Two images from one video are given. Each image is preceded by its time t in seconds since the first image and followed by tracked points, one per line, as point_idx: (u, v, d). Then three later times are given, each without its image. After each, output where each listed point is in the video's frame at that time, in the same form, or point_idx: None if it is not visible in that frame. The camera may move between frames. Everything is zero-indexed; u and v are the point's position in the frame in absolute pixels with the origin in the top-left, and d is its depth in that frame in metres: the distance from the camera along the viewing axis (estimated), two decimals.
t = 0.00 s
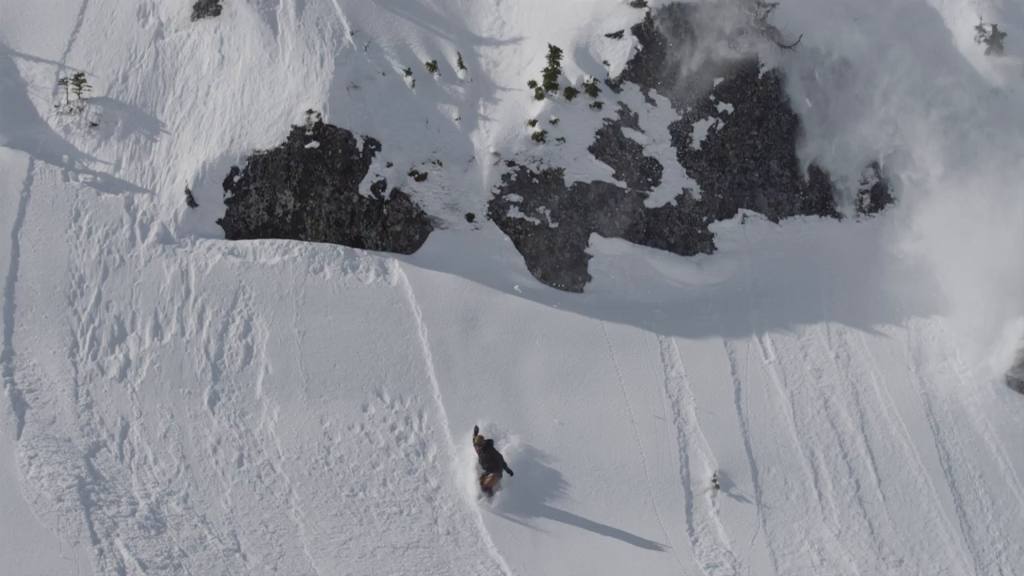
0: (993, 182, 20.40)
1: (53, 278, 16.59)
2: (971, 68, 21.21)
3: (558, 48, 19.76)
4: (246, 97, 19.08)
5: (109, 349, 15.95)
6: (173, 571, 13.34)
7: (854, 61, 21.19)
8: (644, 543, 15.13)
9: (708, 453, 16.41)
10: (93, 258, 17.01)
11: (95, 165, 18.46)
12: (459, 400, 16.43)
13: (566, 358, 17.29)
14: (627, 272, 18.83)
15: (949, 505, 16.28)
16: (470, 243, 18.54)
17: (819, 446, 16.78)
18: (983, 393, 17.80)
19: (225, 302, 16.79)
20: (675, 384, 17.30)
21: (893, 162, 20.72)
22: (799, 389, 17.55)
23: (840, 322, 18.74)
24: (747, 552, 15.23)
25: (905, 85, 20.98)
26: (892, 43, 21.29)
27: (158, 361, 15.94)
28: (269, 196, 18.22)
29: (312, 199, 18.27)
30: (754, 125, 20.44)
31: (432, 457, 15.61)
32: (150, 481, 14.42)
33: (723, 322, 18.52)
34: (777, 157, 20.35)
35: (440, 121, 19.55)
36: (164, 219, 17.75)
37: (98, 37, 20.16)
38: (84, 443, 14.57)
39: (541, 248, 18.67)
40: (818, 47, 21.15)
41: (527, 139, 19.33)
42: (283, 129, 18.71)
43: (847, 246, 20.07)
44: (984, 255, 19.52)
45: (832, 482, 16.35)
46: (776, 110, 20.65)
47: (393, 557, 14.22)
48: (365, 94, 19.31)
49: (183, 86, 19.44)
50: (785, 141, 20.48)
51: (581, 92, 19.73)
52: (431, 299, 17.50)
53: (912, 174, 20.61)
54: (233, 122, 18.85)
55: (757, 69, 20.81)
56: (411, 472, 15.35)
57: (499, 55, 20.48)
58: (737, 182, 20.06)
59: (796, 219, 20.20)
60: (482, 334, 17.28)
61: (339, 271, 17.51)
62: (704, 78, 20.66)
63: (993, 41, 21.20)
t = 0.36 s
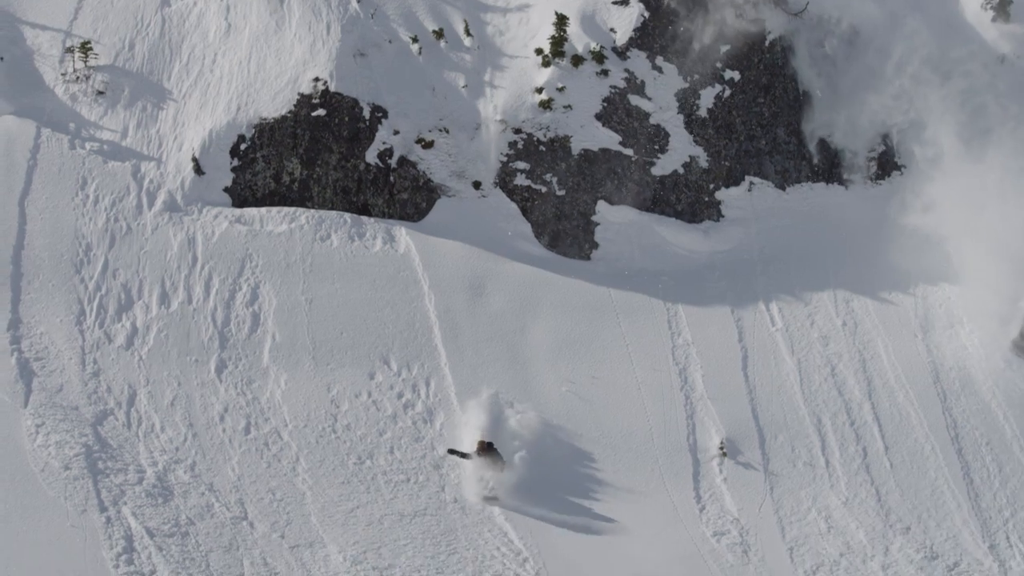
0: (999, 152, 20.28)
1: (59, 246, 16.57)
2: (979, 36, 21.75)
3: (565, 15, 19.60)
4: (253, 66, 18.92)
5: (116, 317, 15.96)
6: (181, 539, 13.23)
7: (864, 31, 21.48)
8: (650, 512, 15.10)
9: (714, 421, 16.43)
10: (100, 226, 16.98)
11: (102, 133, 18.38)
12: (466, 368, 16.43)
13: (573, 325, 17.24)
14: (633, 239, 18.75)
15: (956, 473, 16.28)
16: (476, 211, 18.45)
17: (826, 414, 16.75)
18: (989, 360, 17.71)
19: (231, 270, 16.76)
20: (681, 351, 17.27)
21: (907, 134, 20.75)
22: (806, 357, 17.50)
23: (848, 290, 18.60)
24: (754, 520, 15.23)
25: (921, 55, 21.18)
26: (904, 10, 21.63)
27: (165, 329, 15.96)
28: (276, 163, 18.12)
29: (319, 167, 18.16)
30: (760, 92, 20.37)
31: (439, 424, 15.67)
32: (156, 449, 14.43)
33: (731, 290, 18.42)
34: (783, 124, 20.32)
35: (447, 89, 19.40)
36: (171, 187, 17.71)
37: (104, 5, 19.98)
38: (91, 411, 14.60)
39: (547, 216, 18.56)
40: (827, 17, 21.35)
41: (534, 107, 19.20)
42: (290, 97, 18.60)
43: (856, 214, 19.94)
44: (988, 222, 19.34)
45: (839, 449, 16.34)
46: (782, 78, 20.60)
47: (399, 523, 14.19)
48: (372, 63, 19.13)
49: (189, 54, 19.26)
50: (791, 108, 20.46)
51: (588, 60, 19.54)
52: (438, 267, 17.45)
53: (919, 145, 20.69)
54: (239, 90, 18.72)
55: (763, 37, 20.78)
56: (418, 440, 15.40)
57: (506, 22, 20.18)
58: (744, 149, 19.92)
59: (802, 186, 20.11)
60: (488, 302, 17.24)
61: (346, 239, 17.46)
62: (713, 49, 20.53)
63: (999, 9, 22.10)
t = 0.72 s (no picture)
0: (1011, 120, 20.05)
1: (65, 214, 16.56)
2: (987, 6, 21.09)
3: None
4: (259, 34, 18.72)
5: (121, 285, 15.96)
6: (187, 506, 13.40)
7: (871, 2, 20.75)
8: (655, 480, 15.20)
9: (720, 388, 16.44)
10: (106, 194, 16.96)
11: (108, 101, 18.30)
12: (472, 335, 16.44)
13: (579, 293, 17.21)
14: (639, 206, 18.68)
15: (962, 440, 16.28)
16: (481, 178, 18.35)
17: (832, 381, 16.73)
18: (995, 328, 17.62)
19: (237, 238, 16.74)
20: (688, 319, 17.24)
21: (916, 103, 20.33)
22: (813, 324, 17.44)
23: (853, 258, 18.50)
24: (760, 487, 15.32)
25: (933, 26, 20.56)
26: None
27: (171, 297, 15.96)
28: (282, 131, 18.01)
29: (325, 135, 18.06)
30: (766, 60, 19.95)
31: (445, 391, 15.71)
32: (163, 417, 14.52)
33: (737, 257, 18.35)
34: (790, 92, 19.94)
35: (453, 57, 19.15)
36: (177, 155, 17.66)
37: None
38: (98, 379, 14.66)
39: (554, 183, 18.48)
40: None
41: (540, 75, 18.96)
42: (296, 65, 18.42)
43: (865, 179, 19.77)
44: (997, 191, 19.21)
45: (845, 416, 16.35)
46: (788, 44, 20.11)
47: (405, 491, 14.30)
48: (377, 30, 18.86)
49: (195, 21, 19.07)
50: (798, 75, 20.05)
51: (594, 27, 19.27)
52: (444, 235, 17.41)
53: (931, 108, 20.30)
54: (245, 58, 18.54)
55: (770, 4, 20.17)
56: (424, 408, 15.44)
57: None
58: (750, 117, 19.68)
59: (807, 153, 19.88)
60: (495, 269, 17.21)
61: (351, 207, 17.41)
62: (721, 17, 19.99)
63: None
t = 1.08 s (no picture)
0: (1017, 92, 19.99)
1: (69, 182, 16.54)
2: None
3: None
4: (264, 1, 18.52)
5: (125, 253, 15.97)
6: (190, 474, 13.49)
7: None
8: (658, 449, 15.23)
9: (724, 355, 16.46)
10: (109, 162, 16.93)
11: (111, 69, 18.21)
12: (476, 303, 16.45)
13: (583, 260, 17.20)
14: (644, 173, 18.55)
15: (966, 408, 16.29)
16: (484, 145, 18.21)
17: (836, 349, 16.73)
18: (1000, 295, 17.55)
19: (241, 206, 16.72)
20: (691, 286, 17.22)
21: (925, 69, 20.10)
22: (816, 292, 17.42)
23: (857, 225, 18.44)
24: (764, 454, 15.37)
25: None
26: None
27: (175, 265, 15.98)
28: (286, 99, 17.93)
29: (329, 103, 17.95)
30: (770, 27, 19.90)
31: (449, 359, 15.74)
32: (167, 384, 14.58)
33: (741, 225, 18.29)
34: (794, 59, 19.85)
35: (457, 25, 18.87)
36: (181, 122, 17.61)
37: None
38: (102, 346, 14.73)
39: (557, 150, 18.34)
40: None
41: (544, 43, 18.79)
42: (300, 33, 18.26)
43: (871, 145, 19.59)
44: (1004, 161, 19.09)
45: (849, 384, 16.36)
46: (792, 12, 20.11)
47: (408, 459, 14.37)
48: None
49: None
50: (802, 43, 20.00)
51: None
52: (448, 202, 17.36)
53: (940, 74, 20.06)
54: (249, 26, 18.36)
55: None
56: (427, 375, 15.50)
57: None
58: (753, 84, 19.56)
59: (811, 120, 19.72)
60: (499, 237, 17.19)
61: (355, 174, 17.36)
62: None
63: None
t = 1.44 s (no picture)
0: None
1: (70, 153, 16.54)
2: None
3: None
4: None
5: (126, 224, 15.99)
6: (192, 445, 13.56)
7: None
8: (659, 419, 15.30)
9: (726, 326, 16.49)
10: (111, 133, 16.90)
11: (113, 40, 18.10)
12: (478, 274, 16.47)
13: (585, 232, 17.20)
14: (645, 144, 18.50)
15: (967, 379, 16.32)
16: (486, 115, 18.11)
17: (837, 320, 16.74)
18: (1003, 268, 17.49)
19: (242, 177, 16.71)
20: (693, 257, 17.22)
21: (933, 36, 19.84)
22: (818, 263, 17.40)
23: (859, 196, 18.39)
24: (765, 425, 15.43)
25: None
26: None
27: (177, 236, 16.00)
28: (287, 70, 17.83)
29: (330, 74, 17.87)
30: None
31: (450, 330, 15.78)
32: (168, 355, 14.65)
33: (742, 196, 18.26)
34: (796, 30, 19.61)
35: None
36: (183, 94, 17.55)
37: None
38: (103, 317, 14.79)
39: (559, 121, 18.27)
40: None
41: (545, 13, 18.59)
42: (301, 3, 18.10)
43: (876, 115, 19.46)
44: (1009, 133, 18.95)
45: (850, 355, 16.39)
46: None
47: (409, 430, 14.44)
48: None
49: None
50: (805, 14, 19.72)
51: None
52: (449, 173, 17.35)
53: (947, 41, 19.85)
54: None
55: None
56: (429, 346, 15.55)
57: None
58: (755, 55, 19.39)
59: (815, 91, 19.60)
60: (500, 208, 17.18)
61: (356, 145, 17.32)
62: None
63: None
